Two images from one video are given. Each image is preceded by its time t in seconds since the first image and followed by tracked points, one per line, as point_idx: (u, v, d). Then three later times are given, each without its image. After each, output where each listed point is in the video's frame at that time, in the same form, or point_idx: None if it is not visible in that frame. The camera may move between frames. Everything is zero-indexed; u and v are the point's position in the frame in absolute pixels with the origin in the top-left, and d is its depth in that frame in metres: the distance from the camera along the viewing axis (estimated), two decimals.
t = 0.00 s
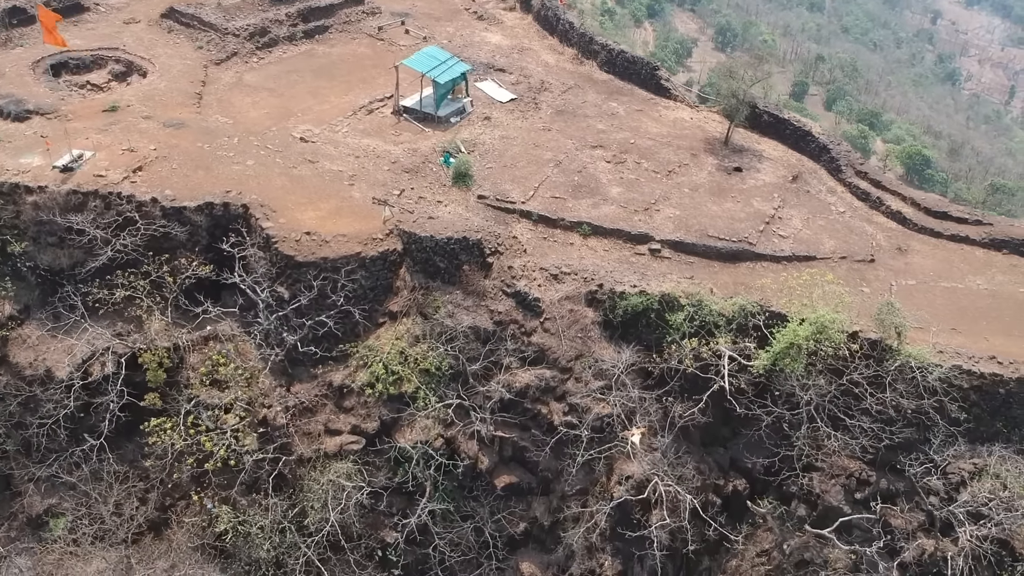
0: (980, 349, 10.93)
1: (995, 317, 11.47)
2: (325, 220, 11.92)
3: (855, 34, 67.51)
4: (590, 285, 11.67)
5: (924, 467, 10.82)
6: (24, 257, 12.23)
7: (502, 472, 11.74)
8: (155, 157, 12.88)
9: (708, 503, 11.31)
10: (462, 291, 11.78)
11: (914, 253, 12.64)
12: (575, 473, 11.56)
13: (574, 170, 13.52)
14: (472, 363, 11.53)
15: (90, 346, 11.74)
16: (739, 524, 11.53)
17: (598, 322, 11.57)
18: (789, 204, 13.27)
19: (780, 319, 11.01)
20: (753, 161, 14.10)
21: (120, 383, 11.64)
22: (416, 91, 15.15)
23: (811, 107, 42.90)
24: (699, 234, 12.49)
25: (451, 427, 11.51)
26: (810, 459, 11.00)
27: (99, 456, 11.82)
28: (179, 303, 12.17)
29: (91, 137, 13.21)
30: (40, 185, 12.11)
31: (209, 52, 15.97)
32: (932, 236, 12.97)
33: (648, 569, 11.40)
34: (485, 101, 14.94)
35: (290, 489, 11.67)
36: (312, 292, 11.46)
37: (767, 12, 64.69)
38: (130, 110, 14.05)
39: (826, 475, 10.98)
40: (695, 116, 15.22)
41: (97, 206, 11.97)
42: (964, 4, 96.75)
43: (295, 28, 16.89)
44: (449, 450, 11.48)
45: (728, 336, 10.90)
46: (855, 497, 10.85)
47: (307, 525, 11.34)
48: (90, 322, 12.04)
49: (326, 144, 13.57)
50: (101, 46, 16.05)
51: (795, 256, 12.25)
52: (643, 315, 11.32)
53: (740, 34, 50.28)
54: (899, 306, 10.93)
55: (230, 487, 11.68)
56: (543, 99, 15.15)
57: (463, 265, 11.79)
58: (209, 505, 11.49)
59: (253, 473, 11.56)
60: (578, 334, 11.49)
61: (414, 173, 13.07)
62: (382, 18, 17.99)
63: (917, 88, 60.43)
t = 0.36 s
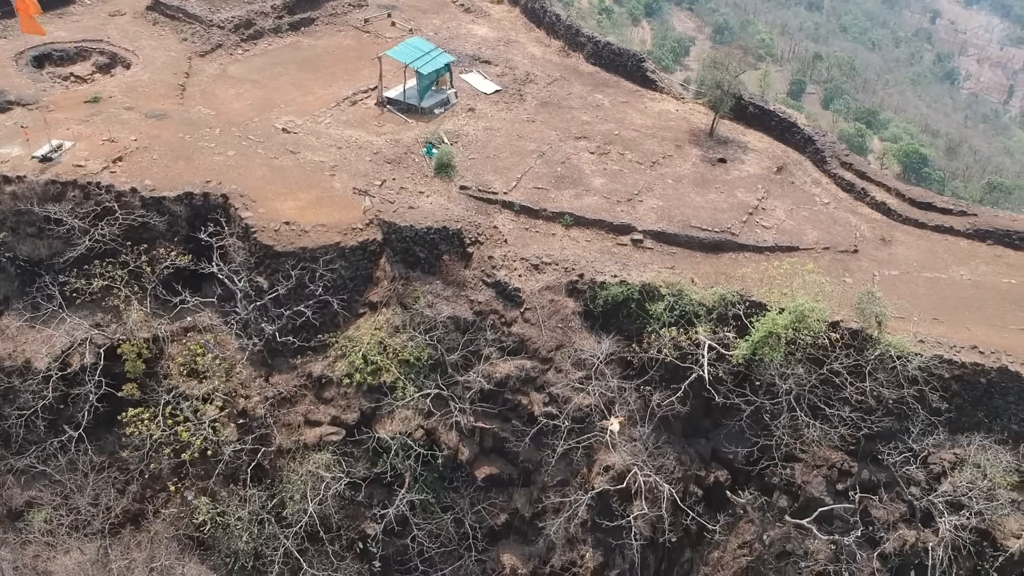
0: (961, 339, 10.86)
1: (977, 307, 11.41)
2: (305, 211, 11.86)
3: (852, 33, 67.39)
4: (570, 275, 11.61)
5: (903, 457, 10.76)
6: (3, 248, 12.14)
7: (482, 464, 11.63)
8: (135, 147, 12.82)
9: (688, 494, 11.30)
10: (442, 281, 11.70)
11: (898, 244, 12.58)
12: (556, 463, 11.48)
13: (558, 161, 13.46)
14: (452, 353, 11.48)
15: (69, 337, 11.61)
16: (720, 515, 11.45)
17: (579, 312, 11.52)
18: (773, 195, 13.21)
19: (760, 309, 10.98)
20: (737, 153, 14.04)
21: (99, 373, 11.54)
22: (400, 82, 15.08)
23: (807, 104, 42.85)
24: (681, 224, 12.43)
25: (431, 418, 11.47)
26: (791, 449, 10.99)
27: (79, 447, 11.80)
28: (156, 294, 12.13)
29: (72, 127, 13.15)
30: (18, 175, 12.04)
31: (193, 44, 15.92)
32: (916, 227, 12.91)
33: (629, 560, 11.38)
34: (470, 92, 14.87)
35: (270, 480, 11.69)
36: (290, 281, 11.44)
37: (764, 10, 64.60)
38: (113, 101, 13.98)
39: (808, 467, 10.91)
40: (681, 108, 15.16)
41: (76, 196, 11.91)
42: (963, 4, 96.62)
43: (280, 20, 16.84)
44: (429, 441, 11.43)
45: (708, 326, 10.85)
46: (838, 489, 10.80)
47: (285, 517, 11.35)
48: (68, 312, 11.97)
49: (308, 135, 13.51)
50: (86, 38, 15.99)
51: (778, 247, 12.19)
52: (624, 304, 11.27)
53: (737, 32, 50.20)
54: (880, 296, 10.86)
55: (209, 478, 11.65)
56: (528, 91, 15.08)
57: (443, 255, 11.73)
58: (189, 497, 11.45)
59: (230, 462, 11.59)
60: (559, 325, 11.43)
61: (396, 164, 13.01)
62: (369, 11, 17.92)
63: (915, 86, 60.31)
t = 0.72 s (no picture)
0: (941, 327, 10.79)
1: (958, 296, 11.34)
2: (282, 200, 11.81)
3: (850, 32, 67.27)
4: (549, 264, 11.54)
5: (879, 445, 10.71)
6: None
7: (461, 454, 11.59)
8: (114, 137, 12.74)
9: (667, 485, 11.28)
10: (420, 270, 11.63)
11: (880, 234, 12.50)
12: (535, 451, 11.41)
13: (539, 151, 13.38)
14: (429, 343, 11.42)
15: (47, 329, 11.49)
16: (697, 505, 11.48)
17: (557, 301, 11.46)
18: (755, 185, 13.15)
19: (738, 298, 10.92)
20: (720, 143, 13.97)
21: (75, 362, 11.49)
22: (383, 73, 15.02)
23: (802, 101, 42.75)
24: (662, 214, 12.36)
25: (408, 407, 11.37)
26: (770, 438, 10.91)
27: (55, 438, 11.69)
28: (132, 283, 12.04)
29: (51, 117, 13.08)
30: None
31: (176, 35, 15.85)
32: (899, 217, 12.84)
33: (609, 552, 11.27)
34: (453, 83, 14.80)
35: (247, 470, 11.67)
36: (266, 270, 11.35)
37: (761, 9, 64.46)
38: (92, 91, 13.89)
39: (788, 457, 10.90)
40: (665, 99, 15.09)
41: (52, 184, 11.84)
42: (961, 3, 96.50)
43: (264, 11, 16.78)
44: (407, 431, 11.32)
45: (685, 314, 10.78)
46: (817, 479, 10.77)
47: (261, 506, 11.32)
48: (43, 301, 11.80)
49: (288, 125, 13.45)
50: (68, 29, 15.92)
51: (759, 237, 12.13)
52: (602, 293, 11.20)
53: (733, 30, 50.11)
54: (858, 283, 10.81)
55: (184, 467, 11.65)
56: (512, 81, 15.01)
57: (420, 244, 11.66)
58: (168, 487, 11.46)
59: (204, 452, 11.52)
60: (537, 314, 11.38)
61: (376, 153, 12.94)
62: (354, 2, 17.84)
63: (912, 85, 60.17)
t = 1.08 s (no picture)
0: (921, 315, 10.71)
1: (938, 285, 11.25)
2: (259, 187, 11.78)
3: (847, 30, 67.16)
4: (527, 253, 11.47)
5: (856, 432, 10.62)
6: None
7: (439, 443, 11.46)
8: (91, 125, 12.66)
9: (646, 475, 11.22)
10: (397, 258, 11.56)
11: (862, 223, 12.42)
12: (512, 439, 11.38)
13: (521, 140, 13.31)
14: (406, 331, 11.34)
15: (23, 319, 11.34)
16: (672, 493, 11.44)
17: (536, 289, 11.39)
18: (737, 174, 13.08)
19: (716, 285, 10.85)
20: (703, 133, 13.89)
21: (50, 351, 11.33)
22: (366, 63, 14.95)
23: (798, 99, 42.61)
24: (642, 202, 12.29)
25: (386, 397, 11.30)
26: (748, 427, 10.91)
27: (31, 428, 11.47)
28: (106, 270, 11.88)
29: (28, 106, 13.00)
30: None
31: (158, 25, 15.77)
32: (881, 206, 12.76)
33: (587, 542, 11.19)
34: (435, 73, 14.74)
35: (223, 459, 11.57)
36: (241, 257, 11.29)
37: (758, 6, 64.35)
38: (72, 80, 13.80)
39: (768, 447, 10.80)
40: (649, 89, 15.02)
41: (28, 172, 11.77)
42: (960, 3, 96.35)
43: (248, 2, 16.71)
44: (386, 420, 11.30)
45: (663, 302, 10.72)
46: (798, 469, 10.64)
47: (238, 496, 11.28)
48: (18, 290, 11.63)
49: (268, 114, 13.39)
50: (50, 19, 15.84)
51: (740, 225, 12.05)
52: (580, 281, 11.14)
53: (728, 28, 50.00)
54: (837, 271, 10.83)
55: (159, 456, 11.54)
56: (495, 71, 14.94)
57: (398, 232, 11.59)
58: (145, 478, 11.39)
59: (179, 439, 11.44)
60: (515, 302, 11.31)
61: (355, 142, 12.87)
62: None
63: (909, 84, 60.03)
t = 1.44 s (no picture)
0: (902, 303, 10.64)
1: (919, 273, 11.18)
2: (237, 176, 11.70)
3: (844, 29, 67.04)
4: (506, 241, 11.40)
5: (833, 419, 10.56)
6: None
7: (417, 433, 11.46)
8: (70, 115, 12.59)
9: (626, 465, 11.15)
10: (375, 247, 11.48)
11: (845, 212, 12.34)
12: (490, 428, 11.36)
13: (502, 129, 13.23)
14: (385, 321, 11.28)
15: None
16: (649, 481, 11.38)
17: (514, 278, 11.32)
18: (719, 164, 13.01)
19: (694, 273, 10.81)
20: (687, 123, 13.83)
21: (25, 340, 11.19)
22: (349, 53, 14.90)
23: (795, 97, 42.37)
24: (623, 191, 12.23)
25: (364, 387, 11.25)
26: (727, 416, 10.89)
27: (5, 416, 11.34)
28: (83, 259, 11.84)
29: (7, 95, 12.93)
30: None
31: (141, 16, 15.71)
32: (864, 195, 12.69)
33: (566, 532, 11.20)
34: (418, 63, 14.69)
35: (200, 449, 11.52)
36: (216, 246, 11.19)
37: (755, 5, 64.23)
38: (52, 70, 13.73)
39: (748, 436, 10.77)
40: (634, 80, 14.95)
41: (4, 161, 11.69)
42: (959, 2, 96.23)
43: None
44: (364, 409, 11.19)
45: (640, 290, 10.66)
46: (777, 458, 10.61)
47: (214, 486, 11.20)
48: None
49: (249, 104, 13.33)
50: (33, 10, 15.78)
51: (721, 214, 12.00)
52: (558, 270, 11.07)
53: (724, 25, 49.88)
54: (814, 258, 10.77)
55: (135, 445, 11.52)
56: (478, 62, 14.88)
57: (376, 221, 11.52)
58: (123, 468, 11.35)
59: (156, 429, 11.39)
60: (493, 291, 11.22)
61: (336, 131, 12.82)
62: None
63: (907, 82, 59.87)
